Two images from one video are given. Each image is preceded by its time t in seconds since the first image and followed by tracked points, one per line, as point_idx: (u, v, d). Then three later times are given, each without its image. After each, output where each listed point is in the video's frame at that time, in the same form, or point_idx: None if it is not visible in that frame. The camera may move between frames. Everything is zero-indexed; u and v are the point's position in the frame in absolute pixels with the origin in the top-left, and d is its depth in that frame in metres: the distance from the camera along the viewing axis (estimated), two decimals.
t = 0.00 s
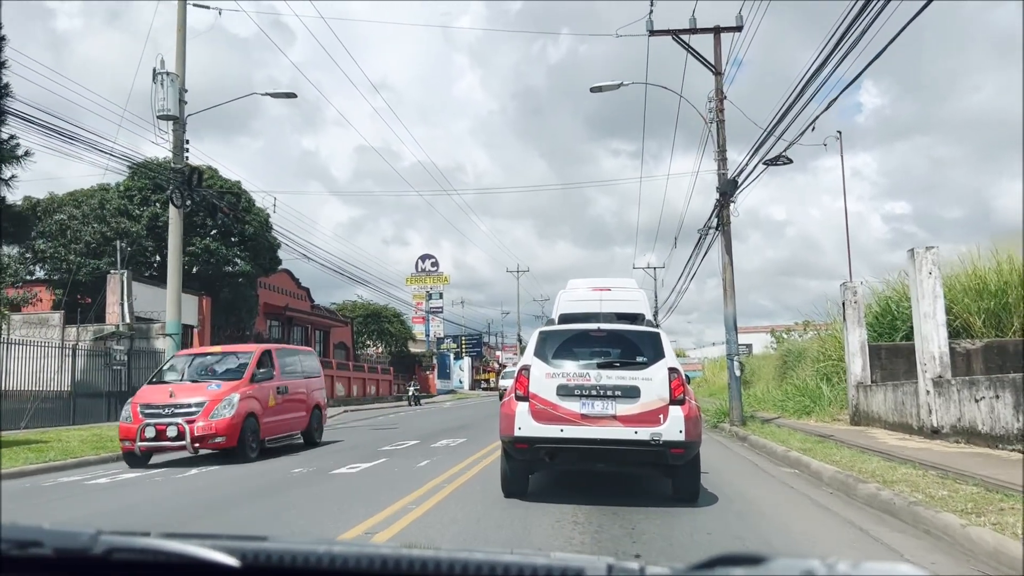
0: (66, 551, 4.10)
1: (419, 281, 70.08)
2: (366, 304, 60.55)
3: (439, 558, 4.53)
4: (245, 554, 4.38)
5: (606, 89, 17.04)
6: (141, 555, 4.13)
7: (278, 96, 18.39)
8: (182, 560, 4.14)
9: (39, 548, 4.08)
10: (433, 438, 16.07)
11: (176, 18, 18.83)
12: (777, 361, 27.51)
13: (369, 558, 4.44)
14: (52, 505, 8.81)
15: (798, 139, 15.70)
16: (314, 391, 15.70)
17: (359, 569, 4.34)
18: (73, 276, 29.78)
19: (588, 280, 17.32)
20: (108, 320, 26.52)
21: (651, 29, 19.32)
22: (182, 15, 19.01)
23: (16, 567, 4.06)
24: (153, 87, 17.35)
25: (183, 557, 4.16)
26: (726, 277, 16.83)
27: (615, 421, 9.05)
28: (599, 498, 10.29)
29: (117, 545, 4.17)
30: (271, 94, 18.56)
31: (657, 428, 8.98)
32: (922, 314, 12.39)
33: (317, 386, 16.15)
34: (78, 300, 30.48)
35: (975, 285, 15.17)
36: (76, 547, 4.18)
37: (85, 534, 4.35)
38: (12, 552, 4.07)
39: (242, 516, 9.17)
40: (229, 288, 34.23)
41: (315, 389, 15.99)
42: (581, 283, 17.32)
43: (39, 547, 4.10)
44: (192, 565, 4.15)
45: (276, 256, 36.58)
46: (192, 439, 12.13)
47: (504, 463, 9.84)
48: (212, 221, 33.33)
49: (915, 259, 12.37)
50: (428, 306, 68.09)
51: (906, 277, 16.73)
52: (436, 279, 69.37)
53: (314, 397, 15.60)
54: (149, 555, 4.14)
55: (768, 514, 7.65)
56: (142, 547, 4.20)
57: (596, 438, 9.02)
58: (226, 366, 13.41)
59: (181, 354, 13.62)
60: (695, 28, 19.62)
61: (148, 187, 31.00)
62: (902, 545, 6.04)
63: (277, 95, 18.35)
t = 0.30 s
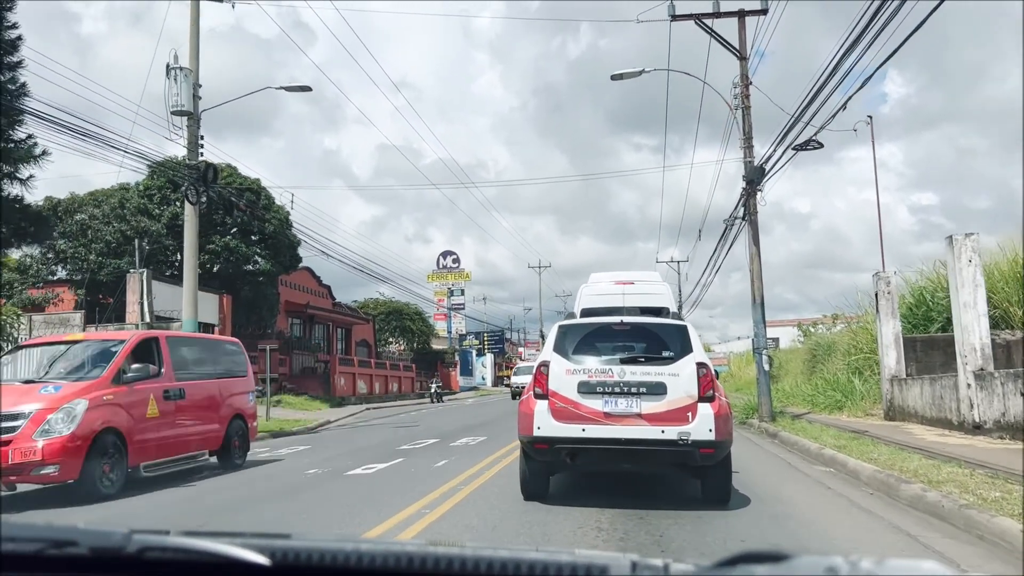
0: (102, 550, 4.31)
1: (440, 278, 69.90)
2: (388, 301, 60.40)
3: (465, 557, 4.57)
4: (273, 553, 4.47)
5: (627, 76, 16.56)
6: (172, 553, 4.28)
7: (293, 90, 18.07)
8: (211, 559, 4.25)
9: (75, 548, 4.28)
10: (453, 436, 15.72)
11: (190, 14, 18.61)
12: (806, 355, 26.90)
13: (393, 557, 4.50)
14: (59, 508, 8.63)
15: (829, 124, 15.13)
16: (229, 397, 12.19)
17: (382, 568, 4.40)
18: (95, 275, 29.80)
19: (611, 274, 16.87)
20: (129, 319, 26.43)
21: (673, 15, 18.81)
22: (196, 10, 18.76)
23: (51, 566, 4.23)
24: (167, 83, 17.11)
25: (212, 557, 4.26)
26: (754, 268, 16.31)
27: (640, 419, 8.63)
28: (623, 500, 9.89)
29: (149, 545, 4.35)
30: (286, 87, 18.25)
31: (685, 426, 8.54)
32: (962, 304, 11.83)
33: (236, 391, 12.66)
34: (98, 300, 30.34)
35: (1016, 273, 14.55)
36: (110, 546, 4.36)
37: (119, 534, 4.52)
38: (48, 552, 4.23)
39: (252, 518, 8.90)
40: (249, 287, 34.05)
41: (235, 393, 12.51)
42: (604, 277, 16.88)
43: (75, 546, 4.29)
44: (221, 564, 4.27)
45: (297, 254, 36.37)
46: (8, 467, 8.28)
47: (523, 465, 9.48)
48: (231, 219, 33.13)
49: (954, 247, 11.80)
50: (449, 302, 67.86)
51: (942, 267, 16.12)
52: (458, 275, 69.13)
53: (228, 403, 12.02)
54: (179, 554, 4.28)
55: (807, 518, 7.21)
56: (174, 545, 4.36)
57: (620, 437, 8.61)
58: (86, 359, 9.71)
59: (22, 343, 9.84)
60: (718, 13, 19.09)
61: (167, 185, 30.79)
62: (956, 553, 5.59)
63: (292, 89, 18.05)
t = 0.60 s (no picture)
0: (130, 547, 4.14)
1: (459, 275, 69.72)
2: (406, 298, 60.27)
3: (489, 553, 4.38)
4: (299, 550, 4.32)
5: (646, 65, 16.16)
6: (201, 550, 4.11)
7: (306, 84, 17.80)
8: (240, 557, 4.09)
9: (103, 545, 4.12)
10: (471, 435, 15.41)
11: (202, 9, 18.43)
12: (830, 350, 26.34)
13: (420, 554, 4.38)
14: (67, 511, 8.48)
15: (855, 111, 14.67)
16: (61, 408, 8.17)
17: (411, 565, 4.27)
18: (114, 275, 29.90)
19: (631, 268, 16.49)
20: (147, 319, 26.35)
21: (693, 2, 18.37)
22: (208, 5, 18.58)
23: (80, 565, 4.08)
24: (179, 79, 16.93)
25: (242, 554, 4.12)
26: (778, 260, 15.87)
27: (662, 418, 8.28)
28: (645, 503, 9.54)
29: (177, 541, 4.18)
30: (299, 82, 18.01)
31: (710, 426, 8.19)
32: (997, 295, 11.35)
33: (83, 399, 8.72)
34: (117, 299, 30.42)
35: None
36: (136, 543, 4.19)
37: (145, 531, 4.34)
38: (77, 550, 4.07)
39: (261, 520, 8.68)
40: (267, 285, 33.95)
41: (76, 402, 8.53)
42: (624, 272, 16.50)
43: (104, 543, 4.13)
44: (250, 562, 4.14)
45: (315, 252, 36.16)
46: None
47: (539, 467, 9.15)
48: (248, 217, 33.05)
49: (988, 236, 11.33)
50: (468, 299, 67.68)
51: (973, 257, 15.60)
52: (477, 272, 68.94)
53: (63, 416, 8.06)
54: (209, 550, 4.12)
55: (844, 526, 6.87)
56: (202, 542, 4.19)
57: (642, 438, 8.27)
58: None
59: None
60: None
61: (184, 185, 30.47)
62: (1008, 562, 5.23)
63: (305, 83, 17.80)
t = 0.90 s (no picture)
0: (155, 546, 4.34)
1: (476, 272, 69.46)
2: (423, 296, 60.11)
3: (508, 551, 4.50)
4: (319, 548, 4.47)
5: (663, 56, 15.81)
6: (223, 548, 4.31)
7: (318, 79, 17.59)
8: (260, 554, 4.30)
9: (130, 544, 4.33)
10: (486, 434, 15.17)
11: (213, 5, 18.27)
12: (853, 345, 25.84)
13: (438, 552, 4.54)
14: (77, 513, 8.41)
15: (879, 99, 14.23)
16: None
17: (427, 562, 4.44)
18: (131, 274, 30.10)
19: (650, 264, 16.16)
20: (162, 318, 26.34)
21: None
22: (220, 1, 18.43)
23: (108, 562, 4.29)
24: (190, 75, 16.80)
25: (262, 552, 4.29)
26: (801, 253, 15.48)
27: (682, 420, 7.98)
28: (664, 505, 9.25)
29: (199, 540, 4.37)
30: (310, 77, 17.80)
31: (733, 428, 7.88)
32: None
33: None
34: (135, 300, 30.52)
35: None
36: (161, 542, 4.38)
37: (172, 530, 4.53)
38: (105, 548, 4.27)
39: (269, 521, 8.49)
40: (284, 284, 33.83)
41: None
42: (642, 268, 16.17)
43: (129, 542, 4.34)
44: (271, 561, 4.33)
45: (332, 249, 35.87)
46: None
47: (555, 469, 8.89)
48: (264, 215, 32.96)
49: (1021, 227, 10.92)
50: (485, 297, 67.42)
51: (1003, 249, 15.15)
52: (494, 269, 68.68)
53: None
54: (230, 549, 4.33)
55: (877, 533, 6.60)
56: (222, 541, 4.39)
57: (661, 440, 7.97)
58: None
59: None
60: None
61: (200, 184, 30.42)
62: None
63: (317, 78, 17.58)
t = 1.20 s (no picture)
0: (178, 545, 4.22)
1: (491, 271, 69.20)
2: (438, 295, 59.94)
3: (529, 550, 4.42)
4: (339, 547, 4.36)
5: (678, 48, 15.50)
6: (246, 547, 4.20)
7: (329, 76, 17.41)
8: (281, 553, 4.19)
9: (152, 542, 4.22)
10: (500, 434, 14.93)
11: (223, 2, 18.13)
12: (873, 342, 25.40)
13: (456, 550, 4.49)
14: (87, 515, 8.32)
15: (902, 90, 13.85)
16: None
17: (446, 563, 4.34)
18: (146, 274, 30.14)
19: (667, 261, 15.86)
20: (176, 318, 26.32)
21: None
22: None
23: (132, 560, 4.21)
24: (200, 73, 16.66)
25: (283, 552, 4.20)
26: (821, 249, 15.13)
27: (699, 420, 7.72)
28: (681, 508, 8.98)
29: (222, 538, 4.26)
30: (321, 74, 17.63)
31: (752, 428, 7.60)
32: None
33: None
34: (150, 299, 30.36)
35: None
36: (183, 540, 4.27)
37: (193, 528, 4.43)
38: (128, 547, 4.19)
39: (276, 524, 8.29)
40: (298, 283, 33.73)
41: None
42: (659, 265, 15.88)
43: (152, 540, 4.23)
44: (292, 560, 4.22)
45: (346, 248, 35.74)
46: None
47: (568, 470, 8.64)
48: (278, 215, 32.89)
49: None
50: (501, 295, 67.15)
51: None
52: (509, 268, 68.43)
53: None
54: (253, 548, 4.21)
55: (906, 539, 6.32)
56: (245, 539, 4.27)
57: (678, 441, 7.71)
58: None
59: None
60: None
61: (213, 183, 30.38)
62: None
63: (327, 74, 17.40)
